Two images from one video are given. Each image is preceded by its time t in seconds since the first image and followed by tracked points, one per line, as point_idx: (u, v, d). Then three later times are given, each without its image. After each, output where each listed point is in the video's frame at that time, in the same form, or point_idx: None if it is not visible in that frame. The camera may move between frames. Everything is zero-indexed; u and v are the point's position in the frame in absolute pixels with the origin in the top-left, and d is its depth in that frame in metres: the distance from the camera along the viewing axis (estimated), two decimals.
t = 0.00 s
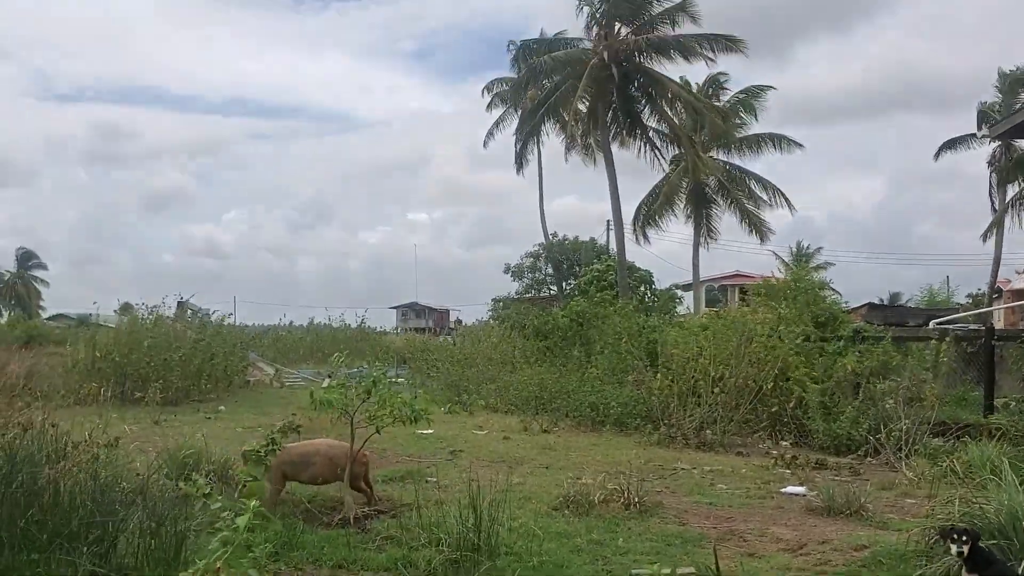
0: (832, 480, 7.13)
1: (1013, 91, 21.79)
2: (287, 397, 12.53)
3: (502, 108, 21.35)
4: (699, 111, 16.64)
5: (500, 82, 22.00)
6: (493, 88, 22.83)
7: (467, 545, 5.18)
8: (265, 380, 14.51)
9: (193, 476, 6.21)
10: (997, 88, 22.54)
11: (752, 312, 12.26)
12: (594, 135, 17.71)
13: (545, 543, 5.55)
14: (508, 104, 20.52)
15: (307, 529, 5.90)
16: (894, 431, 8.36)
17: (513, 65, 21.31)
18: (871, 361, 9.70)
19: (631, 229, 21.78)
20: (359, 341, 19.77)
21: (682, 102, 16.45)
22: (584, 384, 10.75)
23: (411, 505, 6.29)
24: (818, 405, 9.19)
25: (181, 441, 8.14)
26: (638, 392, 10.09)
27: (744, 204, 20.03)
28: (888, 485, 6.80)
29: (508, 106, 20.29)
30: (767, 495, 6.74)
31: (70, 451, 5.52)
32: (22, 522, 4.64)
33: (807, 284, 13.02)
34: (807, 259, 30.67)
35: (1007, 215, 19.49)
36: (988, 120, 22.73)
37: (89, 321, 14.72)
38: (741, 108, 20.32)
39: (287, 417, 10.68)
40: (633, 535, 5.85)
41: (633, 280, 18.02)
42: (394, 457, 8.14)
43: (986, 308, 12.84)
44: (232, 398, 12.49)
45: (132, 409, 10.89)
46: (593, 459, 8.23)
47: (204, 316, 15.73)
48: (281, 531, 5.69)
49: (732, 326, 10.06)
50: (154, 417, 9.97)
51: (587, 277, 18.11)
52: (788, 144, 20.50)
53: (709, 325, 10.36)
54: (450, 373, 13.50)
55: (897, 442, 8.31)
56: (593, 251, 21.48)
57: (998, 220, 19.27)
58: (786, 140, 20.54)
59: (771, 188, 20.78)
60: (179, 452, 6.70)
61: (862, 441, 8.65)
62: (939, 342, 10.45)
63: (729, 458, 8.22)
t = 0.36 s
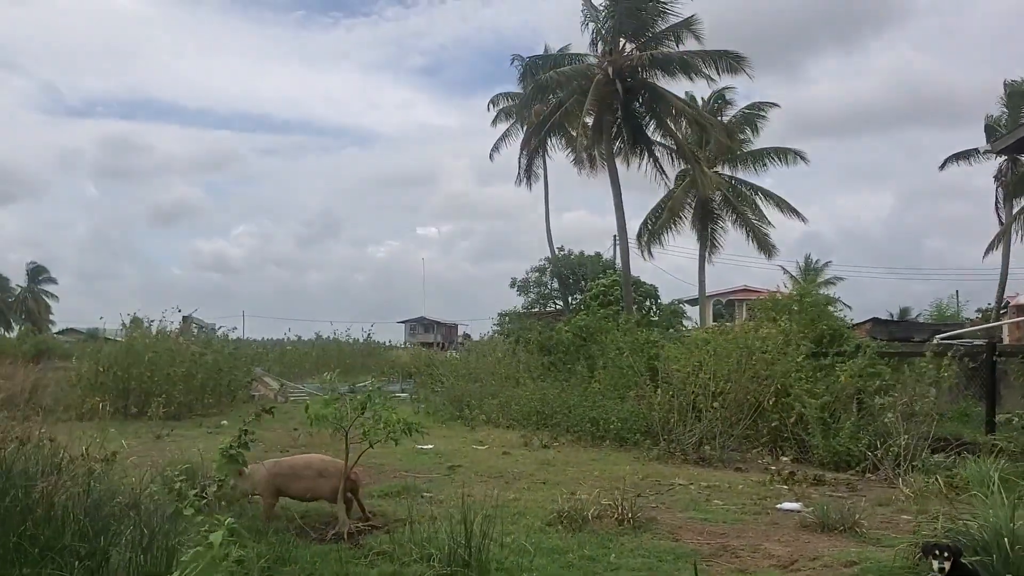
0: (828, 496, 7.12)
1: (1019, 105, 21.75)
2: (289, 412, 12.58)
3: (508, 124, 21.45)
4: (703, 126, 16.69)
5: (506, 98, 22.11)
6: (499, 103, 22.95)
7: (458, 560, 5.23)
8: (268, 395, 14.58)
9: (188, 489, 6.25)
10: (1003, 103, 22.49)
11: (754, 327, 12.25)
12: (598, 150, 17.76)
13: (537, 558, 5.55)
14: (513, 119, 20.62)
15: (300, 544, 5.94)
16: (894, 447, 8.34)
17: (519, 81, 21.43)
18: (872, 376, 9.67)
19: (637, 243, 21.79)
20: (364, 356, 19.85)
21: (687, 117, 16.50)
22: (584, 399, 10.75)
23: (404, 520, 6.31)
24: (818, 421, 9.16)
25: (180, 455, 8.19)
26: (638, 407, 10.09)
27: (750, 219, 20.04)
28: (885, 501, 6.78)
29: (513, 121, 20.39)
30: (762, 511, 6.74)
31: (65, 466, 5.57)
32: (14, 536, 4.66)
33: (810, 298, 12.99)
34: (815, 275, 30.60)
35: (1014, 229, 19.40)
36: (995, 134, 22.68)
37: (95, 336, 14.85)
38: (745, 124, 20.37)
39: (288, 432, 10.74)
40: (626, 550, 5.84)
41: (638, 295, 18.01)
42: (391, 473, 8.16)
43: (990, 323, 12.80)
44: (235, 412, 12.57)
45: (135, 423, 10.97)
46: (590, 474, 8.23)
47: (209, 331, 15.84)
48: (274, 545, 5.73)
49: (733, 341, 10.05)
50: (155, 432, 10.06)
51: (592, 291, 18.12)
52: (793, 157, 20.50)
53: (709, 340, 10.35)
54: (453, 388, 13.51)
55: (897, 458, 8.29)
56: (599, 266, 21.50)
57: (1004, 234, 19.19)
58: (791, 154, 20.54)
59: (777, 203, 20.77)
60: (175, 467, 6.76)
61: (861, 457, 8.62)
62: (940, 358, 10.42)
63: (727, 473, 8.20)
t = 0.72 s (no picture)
0: (813, 500, 7.14)
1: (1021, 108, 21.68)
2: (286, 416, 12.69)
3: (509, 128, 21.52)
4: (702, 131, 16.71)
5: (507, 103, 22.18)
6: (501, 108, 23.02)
7: (437, 563, 5.28)
8: (267, 399, 14.70)
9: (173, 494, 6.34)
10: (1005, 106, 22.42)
11: (749, 332, 12.25)
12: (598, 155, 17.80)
13: (516, 561, 5.60)
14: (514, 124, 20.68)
15: (284, 547, 6.03)
16: (883, 452, 8.35)
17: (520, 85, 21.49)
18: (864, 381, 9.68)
19: (638, 247, 21.81)
20: (366, 359, 19.96)
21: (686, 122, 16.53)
22: (577, 403, 10.78)
23: (388, 524, 6.37)
24: (808, 426, 9.17)
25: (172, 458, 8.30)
26: (631, 411, 10.11)
27: (750, 223, 20.05)
28: (869, 505, 6.80)
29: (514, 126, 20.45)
30: (746, 515, 6.78)
31: (52, 469, 5.68)
32: None
33: (806, 303, 12.99)
34: (819, 280, 30.53)
35: (1015, 233, 19.34)
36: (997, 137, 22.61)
37: (96, 340, 15.02)
38: (744, 128, 20.46)
39: (283, 435, 10.85)
40: (607, 553, 5.88)
41: (638, 299, 18.03)
42: (381, 477, 8.22)
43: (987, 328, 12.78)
44: (232, 415, 12.70)
45: (132, 427, 11.10)
46: (579, 478, 8.27)
47: (210, 335, 15.97)
48: (258, 547, 5.83)
49: (725, 346, 10.08)
50: (151, 436, 10.19)
51: (593, 295, 18.15)
52: (794, 161, 20.49)
53: (702, 345, 10.37)
54: (451, 392, 13.56)
55: (885, 462, 8.30)
56: (600, 269, 21.52)
57: (1006, 238, 19.13)
58: (792, 157, 20.54)
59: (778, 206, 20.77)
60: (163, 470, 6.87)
61: (851, 461, 8.63)
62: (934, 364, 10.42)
63: (715, 477, 8.23)
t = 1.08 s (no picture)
0: (796, 505, 7.17)
1: (1018, 113, 21.73)
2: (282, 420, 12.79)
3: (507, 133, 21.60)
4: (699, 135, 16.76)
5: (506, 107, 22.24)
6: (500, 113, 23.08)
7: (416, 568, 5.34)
8: (265, 404, 14.80)
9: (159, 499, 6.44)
10: (1002, 110, 22.46)
11: (741, 338, 12.30)
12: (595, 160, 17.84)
13: (494, 566, 5.65)
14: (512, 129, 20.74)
15: (267, 551, 6.12)
16: (869, 458, 8.38)
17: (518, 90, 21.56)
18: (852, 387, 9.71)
19: (637, 252, 21.84)
20: (364, 364, 20.06)
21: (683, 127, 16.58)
22: (569, 408, 10.81)
23: (371, 529, 6.44)
24: (796, 431, 9.18)
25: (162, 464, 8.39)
26: (621, 416, 10.14)
27: (748, 227, 20.09)
28: (850, 510, 6.84)
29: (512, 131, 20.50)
30: (728, 520, 6.83)
31: (39, 473, 5.77)
32: None
33: (798, 309, 13.03)
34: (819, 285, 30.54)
35: (1012, 237, 19.36)
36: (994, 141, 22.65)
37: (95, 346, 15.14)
38: (743, 133, 20.47)
39: (276, 440, 10.93)
40: (586, 558, 5.93)
41: (636, 303, 18.06)
42: (370, 483, 8.30)
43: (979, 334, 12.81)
44: (228, 420, 12.80)
45: (128, 432, 11.21)
46: (568, 483, 8.30)
47: (208, 340, 16.07)
48: (242, 550, 5.93)
49: (714, 351, 10.11)
50: (145, 441, 10.29)
51: (591, 300, 18.19)
52: (792, 166, 20.52)
53: (693, 350, 10.41)
54: (446, 396, 13.61)
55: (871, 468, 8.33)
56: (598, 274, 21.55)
57: (1003, 242, 19.15)
58: (790, 162, 20.57)
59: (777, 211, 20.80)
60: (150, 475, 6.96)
61: (836, 467, 8.66)
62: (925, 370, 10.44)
63: (701, 483, 8.26)
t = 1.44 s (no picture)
0: (766, 510, 7.24)
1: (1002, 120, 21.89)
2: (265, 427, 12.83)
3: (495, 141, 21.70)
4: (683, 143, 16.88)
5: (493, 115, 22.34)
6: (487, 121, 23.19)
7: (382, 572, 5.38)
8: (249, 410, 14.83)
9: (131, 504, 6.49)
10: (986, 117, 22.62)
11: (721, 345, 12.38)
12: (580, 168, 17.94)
13: (461, 570, 5.70)
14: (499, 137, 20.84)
15: (238, 556, 6.17)
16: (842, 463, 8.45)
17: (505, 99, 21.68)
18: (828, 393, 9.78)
19: (625, 259, 21.92)
20: (352, 371, 20.13)
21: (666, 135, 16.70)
22: (549, 414, 10.87)
23: (342, 534, 6.49)
24: (772, 437, 9.25)
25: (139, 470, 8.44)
26: (599, 422, 10.21)
27: (734, 235, 20.21)
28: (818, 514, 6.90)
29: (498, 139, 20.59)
30: (698, 525, 6.89)
31: (10, 478, 5.81)
32: None
33: (779, 315, 13.13)
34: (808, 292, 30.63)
35: (996, 243, 19.48)
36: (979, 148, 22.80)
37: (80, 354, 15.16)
38: (728, 142, 20.65)
39: (257, 446, 10.98)
40: (554, 562, 5.98)
41: (622, 309, 18.12)
42: (347, 488, 8.36)
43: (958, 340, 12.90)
44: (211, 427, 12.84)
45: (110, 438, 11.24)
46: (544, 488, 8.35)
47: (193, 347, 16.11)
48: (213, 554, 5.97)
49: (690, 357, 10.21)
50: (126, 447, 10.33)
51: (578, 307, 18.24)
52: (777, 173, 20.65)
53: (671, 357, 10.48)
54: (431, 402, 13.64)
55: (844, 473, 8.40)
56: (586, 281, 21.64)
57: (987, 248, 19.28)
58: (775, 169, 20.69)
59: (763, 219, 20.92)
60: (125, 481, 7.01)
61: (811, 473, 8.73)
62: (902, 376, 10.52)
63: (675, 488, 8.32)
